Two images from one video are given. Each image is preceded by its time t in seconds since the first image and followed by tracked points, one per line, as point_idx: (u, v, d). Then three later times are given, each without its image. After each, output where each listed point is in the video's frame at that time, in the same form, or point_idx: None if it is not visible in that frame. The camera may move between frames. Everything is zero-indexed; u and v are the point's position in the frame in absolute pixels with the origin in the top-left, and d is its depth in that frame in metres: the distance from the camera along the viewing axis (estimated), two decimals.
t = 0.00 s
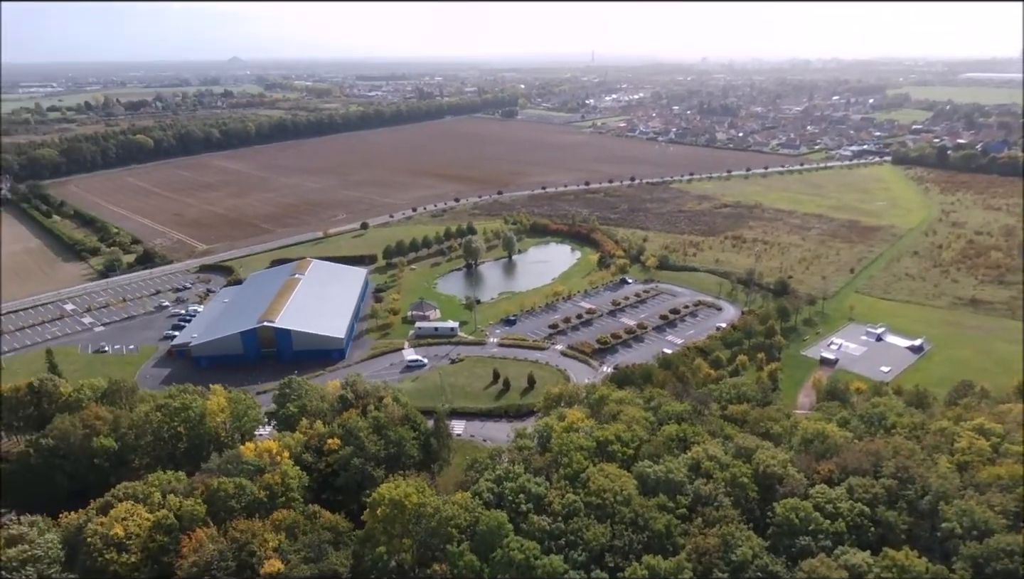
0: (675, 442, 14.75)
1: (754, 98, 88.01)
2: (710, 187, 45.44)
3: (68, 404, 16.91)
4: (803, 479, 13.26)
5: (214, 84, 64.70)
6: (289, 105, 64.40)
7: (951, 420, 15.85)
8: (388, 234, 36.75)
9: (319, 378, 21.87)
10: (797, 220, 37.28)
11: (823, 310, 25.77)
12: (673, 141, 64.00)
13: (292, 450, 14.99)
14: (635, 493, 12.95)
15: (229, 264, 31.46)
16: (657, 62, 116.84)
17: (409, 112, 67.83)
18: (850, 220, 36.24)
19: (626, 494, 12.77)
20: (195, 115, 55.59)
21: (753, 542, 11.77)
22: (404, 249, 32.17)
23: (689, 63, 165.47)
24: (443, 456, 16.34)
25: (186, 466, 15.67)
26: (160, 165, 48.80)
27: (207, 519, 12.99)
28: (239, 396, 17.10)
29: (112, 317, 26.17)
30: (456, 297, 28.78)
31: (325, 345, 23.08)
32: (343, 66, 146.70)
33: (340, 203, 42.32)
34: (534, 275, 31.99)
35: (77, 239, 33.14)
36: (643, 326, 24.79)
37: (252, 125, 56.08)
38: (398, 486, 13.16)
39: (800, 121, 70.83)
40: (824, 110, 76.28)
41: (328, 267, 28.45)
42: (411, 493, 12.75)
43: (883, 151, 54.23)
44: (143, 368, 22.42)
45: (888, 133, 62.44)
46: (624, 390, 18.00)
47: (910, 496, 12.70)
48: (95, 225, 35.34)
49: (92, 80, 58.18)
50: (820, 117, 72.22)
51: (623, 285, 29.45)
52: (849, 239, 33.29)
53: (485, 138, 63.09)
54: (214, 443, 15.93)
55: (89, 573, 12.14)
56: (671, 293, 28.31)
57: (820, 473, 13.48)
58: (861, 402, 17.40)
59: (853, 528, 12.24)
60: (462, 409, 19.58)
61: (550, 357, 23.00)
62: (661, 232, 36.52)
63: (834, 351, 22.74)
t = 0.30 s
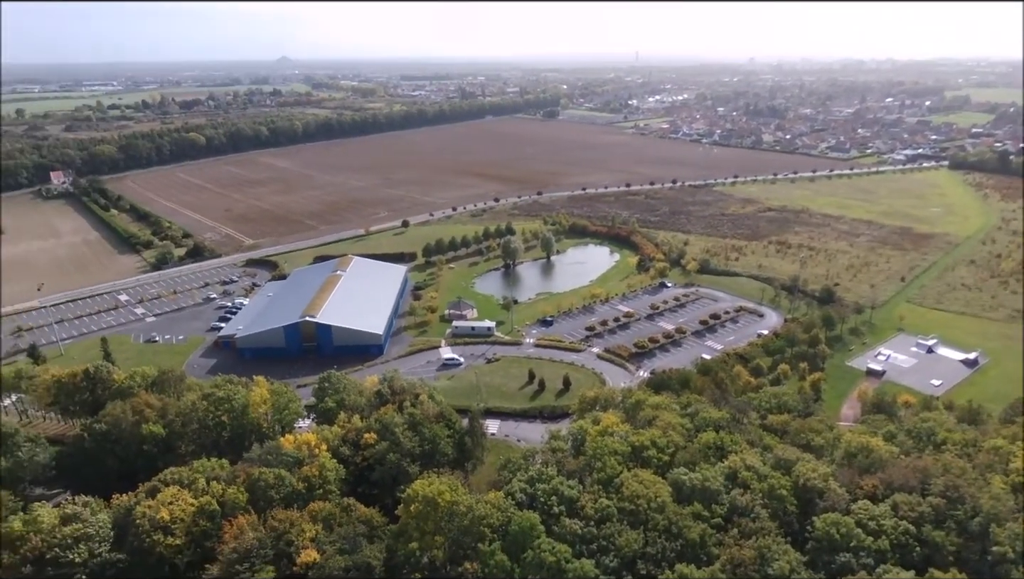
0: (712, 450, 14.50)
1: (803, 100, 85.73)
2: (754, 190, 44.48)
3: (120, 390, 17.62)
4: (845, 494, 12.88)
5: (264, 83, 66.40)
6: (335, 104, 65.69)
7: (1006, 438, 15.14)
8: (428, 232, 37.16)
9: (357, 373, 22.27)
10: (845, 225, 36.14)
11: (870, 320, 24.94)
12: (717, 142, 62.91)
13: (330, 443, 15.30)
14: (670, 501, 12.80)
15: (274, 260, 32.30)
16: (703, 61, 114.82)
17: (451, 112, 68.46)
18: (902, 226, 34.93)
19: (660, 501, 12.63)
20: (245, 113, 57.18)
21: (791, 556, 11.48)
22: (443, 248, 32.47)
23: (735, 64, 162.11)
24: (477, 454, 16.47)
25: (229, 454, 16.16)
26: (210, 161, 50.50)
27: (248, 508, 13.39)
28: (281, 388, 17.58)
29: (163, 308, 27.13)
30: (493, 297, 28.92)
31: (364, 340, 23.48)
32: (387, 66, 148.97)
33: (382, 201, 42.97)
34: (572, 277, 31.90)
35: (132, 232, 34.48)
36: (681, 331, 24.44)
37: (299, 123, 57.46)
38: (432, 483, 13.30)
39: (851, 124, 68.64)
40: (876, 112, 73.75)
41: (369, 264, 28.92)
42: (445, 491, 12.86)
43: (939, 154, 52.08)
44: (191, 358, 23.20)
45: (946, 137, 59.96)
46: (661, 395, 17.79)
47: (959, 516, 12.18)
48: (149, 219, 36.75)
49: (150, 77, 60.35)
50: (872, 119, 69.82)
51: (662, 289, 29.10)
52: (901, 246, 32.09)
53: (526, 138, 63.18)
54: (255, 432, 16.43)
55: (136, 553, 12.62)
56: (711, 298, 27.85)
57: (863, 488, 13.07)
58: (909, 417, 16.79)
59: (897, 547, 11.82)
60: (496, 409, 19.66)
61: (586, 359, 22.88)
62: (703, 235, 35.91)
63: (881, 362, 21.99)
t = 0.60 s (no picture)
0: (751, 460, 14.22)
1: (856, 101, 82.95)
2: (802, 195, 43.33)
3: (171, 378, 18.34)
4: (890, 511, 12.46)
5: (313, 82, 67.99)
6: (381, 104, 66.79)
7: None
8: (468, 231, 37.45)
9: (396, 369, 22.62)
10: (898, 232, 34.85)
11: (922, 331, 24.01)
12: (764, 145, 61.51)
13: (368, 437, 15.58)
14: (705, 510, 12.60)
15: (318, 256, 33.05)
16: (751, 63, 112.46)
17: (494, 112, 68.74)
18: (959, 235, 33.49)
19: (696, 510, 12.46)
20: (295, 112, 58.69)
21: (831, 573, 11.17)
22: (483, 248, 32.65)
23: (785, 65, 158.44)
24: (511, 454, 16.55)
25: (271, 445, 16.65)
26: (260, 159, 52.00)
27: (288, 497, 13.77)
28: (322, 381, 18.02)
29: (212, 300, 28.07)
30: (532, 297, 28.96)
31: (403, 337, 23.82)
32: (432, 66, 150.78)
33: (423, 200, 43.48)
34: (611, 279, 31.68)
35: (186, 225, 35.79)
36: (722, 337, 24.01)
37: (346, 122, 58.63)
38: (466, 482, 13.42)
39: (907, 127, 66.10)
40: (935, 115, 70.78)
41: (410, 262, 29.32)
42: (478, 490, 12.96)
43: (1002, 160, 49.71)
44: (237, 349, 23.95)
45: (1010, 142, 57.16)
46: (699, 402, 17.52)
47: (1013, 541, 11.64)
48: (201, 214, 38.05)
49: (206, 76, 62.46)
50: (931, 122, 67.04)
51: (703, 294, 28.64)
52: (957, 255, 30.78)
53: (568, 139, 63.00)
54: (297, 424, 16.86)
55: (182, 536, 13.09)
56: (754, 304, 27.28)
57: (910, 506, 12.62)
58: (962, 434, 16.11)
59: (945, 570, 11.37)
60: (532, 410, 19.69)
61: (623, 363, 22.70)
62: (746, 240, 35.18)
63: (932, 376, 21.13)
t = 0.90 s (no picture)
0: (791, 473, 13.87)
1: (913, 104, 79.86)
2: (852, 200, 42.00)
3: (218, 367, 18.96)
4: (938, 532, 11.99)
5: (360, 82, 69.29)
6: (425, 103, 67.59)
7: None
8: (508, 231, 37.55)
9: (433, 366, 22.86)
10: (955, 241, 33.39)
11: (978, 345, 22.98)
12: (813, 149, 59.85)
13: (404, 432, 15.79)
14: (743, 521, 12.34)
15: (361, 252, 33.64)
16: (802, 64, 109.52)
17: (537, 112, 68.91)
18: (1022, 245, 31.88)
19: (732, 520, 12.21)
20: (342, 111, 59.90)
21: None
22: (522, 248, 32.69)
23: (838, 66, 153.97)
24: (545, 456, 16.55)
25: (310, 436, 17.06)
26: (307, 156, 53.24)
27: (326, 488, 14.07)
28: (361, 375, 18.38)
29: (258, 293, 28.88)
30: (570, 299, 28.88)
31: (440, 335, 24.06)
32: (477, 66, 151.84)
33: (465, 199, 43.79)
34: (650, 282, 31.36)
35: (235, 220, 36.89)
36: (764, 344, 23.47)
37: (391, 121, 59.51)
38: (499, 481, 13.45)
39: (968, 131, 63.29)
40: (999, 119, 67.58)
41: (450, 261, 29.60)
42: (511, 490, 13.01)
43: None
44: (281, 342, 24.59)
45: None
46: (739, 410, 17.17)
47: None
48: (250, 209, 39.16)
49: (258, 75, 64.34)
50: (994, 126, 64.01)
51: (746, 300, 28.05)
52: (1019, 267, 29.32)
53: (610, 140, 62.58)
54: (336, 416, 17.25)
55: (224, 521, 13.49)
56: (799, 312, 26.60)
57: (959, 527, 12.13)
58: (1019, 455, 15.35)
59: None
60: (567, 412, 19.65)
61: (661, 368, 22.40)
62: (792, 246, 34.30)
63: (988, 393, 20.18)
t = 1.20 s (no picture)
0: (833, 487, 13.47)
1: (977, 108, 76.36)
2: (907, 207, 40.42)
3: (262, 359, 19.52)
4: (990, 557, 11.45)
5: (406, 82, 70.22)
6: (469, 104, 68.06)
7: None
8: (548, 232, 37.49)
9: (470, 365, 23.01)
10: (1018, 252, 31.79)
11: None
12: (866, 153, 57.87)
13: (440, 429, 15.94)
14: (781, 535, 12.04)
15: (402, 250, 34.10)
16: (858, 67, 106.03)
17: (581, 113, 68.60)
18: None
19: (771, 533, 11.93)
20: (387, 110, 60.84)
21: None
22: (562, 249, 32.59)
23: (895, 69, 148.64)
24: (579, 459, 16.51)
25: (348, 429, 17.41)
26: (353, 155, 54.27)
27: (362, 481, 14.32)
28: (399, 371, 18.67)
29: (302, 288, 29.56)
30: (609, 302, 28.66)
31: (478, 334, 24.20)
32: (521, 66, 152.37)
33: (506, 199, 43.91)
34: (691, 287, 30.88)
35: (282, 215, 37.89)
36: (809, 354, 22.84)
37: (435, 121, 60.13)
38: (532, 482, 13.44)
39: None
40: None
41: (489, 261, 29.74)
42: (544, 491, 12.99)
43: None
44: (322, 336, 25.14)
45: None
46: (780, 421, 16.76)
47: None
48: (297, 205, 40.15)
49: (308, 75, 66.04)
50: None
51: (791, 308, 27.35)
52: None
53: (655, 142, 61.82)
54: (374, 411, 17.54)
55: (264, 509, 13.86)
56: (846, 322, 25.79)
57: (1013, 553, 11.56)
58: None
59: None
60: (602, 415, 19.51)
61: (700, 375, 22.04)
62: (841, 254, 33.26)
63: None
